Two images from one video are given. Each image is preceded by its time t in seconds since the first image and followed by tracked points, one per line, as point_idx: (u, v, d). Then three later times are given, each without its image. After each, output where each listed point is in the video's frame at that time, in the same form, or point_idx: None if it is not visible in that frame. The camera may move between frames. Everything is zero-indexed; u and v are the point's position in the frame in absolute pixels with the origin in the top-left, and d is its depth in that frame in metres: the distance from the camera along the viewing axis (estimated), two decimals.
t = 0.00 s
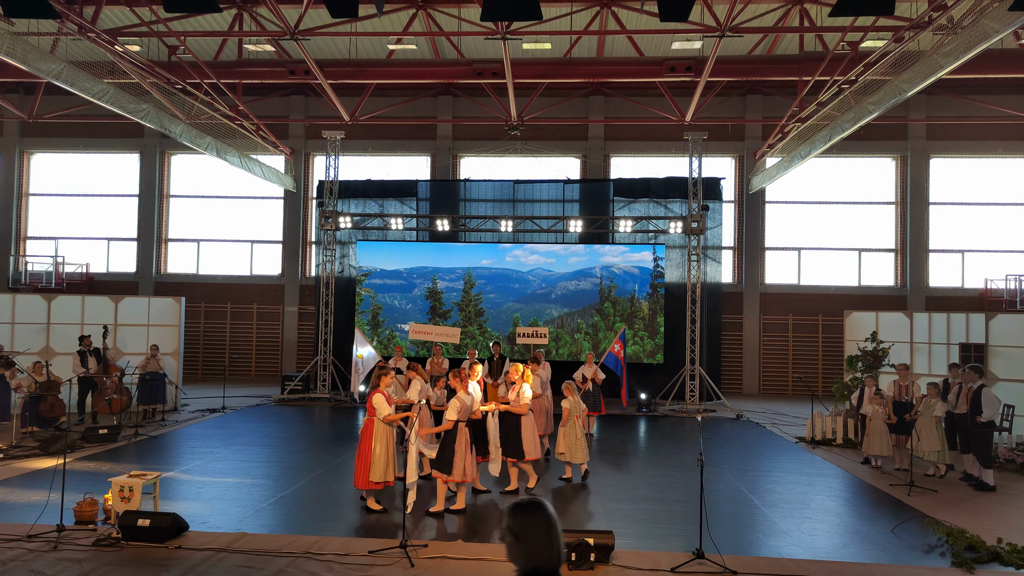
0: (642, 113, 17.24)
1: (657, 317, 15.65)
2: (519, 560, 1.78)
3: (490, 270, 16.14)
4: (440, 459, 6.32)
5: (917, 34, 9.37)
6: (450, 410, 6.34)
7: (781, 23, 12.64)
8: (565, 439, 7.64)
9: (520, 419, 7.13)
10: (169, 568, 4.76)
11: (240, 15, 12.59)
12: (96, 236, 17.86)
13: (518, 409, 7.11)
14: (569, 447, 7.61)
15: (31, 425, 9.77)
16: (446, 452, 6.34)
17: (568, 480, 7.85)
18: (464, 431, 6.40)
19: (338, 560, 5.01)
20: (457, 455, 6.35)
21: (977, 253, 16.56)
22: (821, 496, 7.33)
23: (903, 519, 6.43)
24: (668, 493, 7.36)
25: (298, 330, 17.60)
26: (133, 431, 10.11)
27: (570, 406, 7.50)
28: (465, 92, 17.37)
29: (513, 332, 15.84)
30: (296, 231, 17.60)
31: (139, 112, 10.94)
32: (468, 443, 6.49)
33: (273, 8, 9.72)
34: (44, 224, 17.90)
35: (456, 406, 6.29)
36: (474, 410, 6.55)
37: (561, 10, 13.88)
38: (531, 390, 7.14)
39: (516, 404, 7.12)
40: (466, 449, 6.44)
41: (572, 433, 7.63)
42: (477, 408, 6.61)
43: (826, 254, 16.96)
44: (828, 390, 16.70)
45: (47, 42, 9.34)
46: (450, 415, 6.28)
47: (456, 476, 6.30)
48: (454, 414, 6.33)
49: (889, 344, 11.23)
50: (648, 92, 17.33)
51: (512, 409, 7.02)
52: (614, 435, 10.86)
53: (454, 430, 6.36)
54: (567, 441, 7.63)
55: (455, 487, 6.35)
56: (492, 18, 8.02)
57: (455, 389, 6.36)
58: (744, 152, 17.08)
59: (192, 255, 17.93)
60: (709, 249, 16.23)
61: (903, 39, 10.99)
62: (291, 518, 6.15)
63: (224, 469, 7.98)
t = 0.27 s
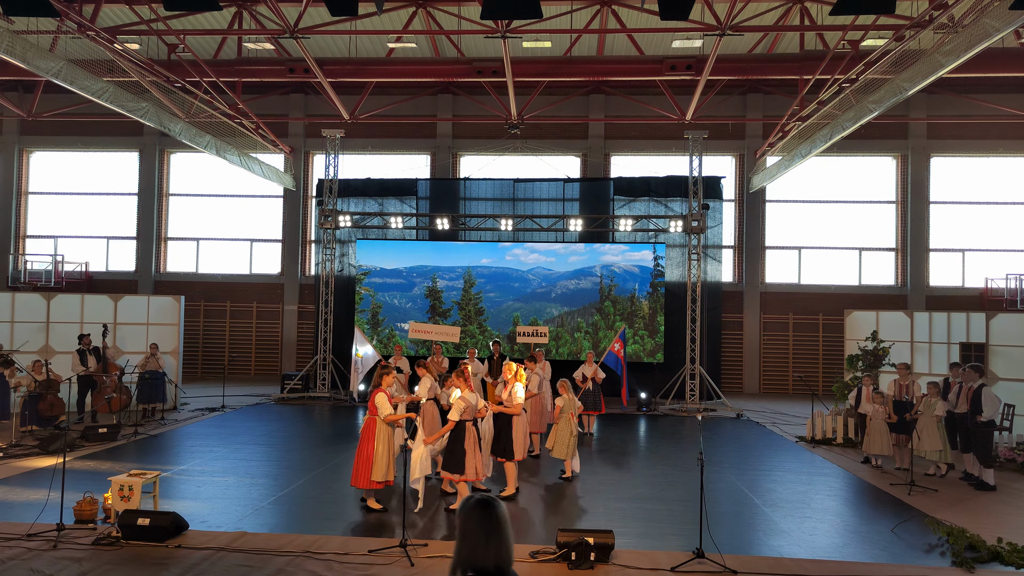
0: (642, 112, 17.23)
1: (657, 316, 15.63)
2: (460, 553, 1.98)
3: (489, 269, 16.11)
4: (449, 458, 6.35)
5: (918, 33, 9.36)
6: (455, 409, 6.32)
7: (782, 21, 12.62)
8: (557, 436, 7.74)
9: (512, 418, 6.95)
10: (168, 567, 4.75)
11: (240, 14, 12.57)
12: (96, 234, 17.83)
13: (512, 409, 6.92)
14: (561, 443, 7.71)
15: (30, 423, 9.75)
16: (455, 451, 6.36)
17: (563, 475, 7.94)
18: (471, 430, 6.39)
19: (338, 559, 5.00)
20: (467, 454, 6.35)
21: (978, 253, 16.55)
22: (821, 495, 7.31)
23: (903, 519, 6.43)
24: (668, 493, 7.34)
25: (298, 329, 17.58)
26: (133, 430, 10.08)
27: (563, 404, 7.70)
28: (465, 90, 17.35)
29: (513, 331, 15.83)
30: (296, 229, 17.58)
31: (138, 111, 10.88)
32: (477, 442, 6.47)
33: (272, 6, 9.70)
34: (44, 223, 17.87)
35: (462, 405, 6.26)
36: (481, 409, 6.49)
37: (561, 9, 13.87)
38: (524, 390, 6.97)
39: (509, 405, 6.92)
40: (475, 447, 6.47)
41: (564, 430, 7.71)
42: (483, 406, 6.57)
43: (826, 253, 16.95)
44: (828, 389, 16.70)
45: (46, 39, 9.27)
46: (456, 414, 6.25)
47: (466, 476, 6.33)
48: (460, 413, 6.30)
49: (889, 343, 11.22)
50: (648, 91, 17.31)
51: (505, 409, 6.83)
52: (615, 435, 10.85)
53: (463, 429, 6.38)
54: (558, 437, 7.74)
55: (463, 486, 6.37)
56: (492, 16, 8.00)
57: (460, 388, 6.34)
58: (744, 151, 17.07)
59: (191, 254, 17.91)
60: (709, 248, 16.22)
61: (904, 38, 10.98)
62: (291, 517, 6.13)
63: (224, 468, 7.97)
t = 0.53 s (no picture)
0: (642, 112, 17.23)
1: (657, 316, 15.63)
2: (422, 552, 2.02)
3: (489, 269, 16.11)
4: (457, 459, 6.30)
5: (917, 33, 9.36)
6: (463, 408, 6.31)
7: (782, 21, 12.63)
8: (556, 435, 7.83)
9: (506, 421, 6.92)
10: (169, 568, 4.75)
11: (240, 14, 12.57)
12: (96, 235, 17.84)
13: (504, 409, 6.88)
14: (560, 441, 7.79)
15: (30, 423, 9.75)
16: (463, 450, 6.30)
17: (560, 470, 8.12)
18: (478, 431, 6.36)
19: (338, 559, 5.00)
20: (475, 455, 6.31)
21: (978, 253, 16.55)
22: (821, 495, 7.32)
23: (904, 518, 6.42)
24: (668, 493, 7.34)
25: (298, 329, 17.58)
26: (133, 430, 10.09)
27: (562, 403, 7.71)
28: (465, 90, 17.35)
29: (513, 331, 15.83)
30: (296, 230, 17.59)
31: (138, 111, 10.89)
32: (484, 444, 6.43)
33: (272, 6, 9.69)
34: (44, 223, 17.88)
35: (469, 405, 6.25)
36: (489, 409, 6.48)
37: (561, 9, 13.88)
38: (518, 391, 6.86)
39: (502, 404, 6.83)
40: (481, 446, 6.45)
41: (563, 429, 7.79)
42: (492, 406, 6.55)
43: (826, 253, 16.95)
44: (828, 390, 16.70)
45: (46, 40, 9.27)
46: (464, 414, 6.23)
47: (473, 476, 6.29)
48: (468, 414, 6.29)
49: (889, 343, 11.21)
50: (649, 91, 17.32)
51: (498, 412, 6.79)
52: (615, 435, 10.84)
53: (471, 429, 6.33)
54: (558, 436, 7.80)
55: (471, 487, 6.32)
56: (492, 16, 8.00)
57: (468, 388, 6.33)
58: (744, 151, 17.07)
59: (192, 254, 17.91)
60: (709, 248, 16.22)
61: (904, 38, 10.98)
62: (291, 517, 6.13)
63: (224, 469, 7.97)
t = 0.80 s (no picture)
0: (642, 112, 17.23)
1: (657, 316, 15.64)
2: (407, 554, 2.06)
3: (489, 269, 16.12)
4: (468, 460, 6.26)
5: (917, 33, 9.35)
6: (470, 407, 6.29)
7: (782, 22, 12.63)
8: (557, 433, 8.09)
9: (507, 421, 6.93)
10: (169, 568, 4.75)
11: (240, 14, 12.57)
12: (96, 235, 17.84)
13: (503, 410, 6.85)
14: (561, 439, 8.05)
15: (31, 424, 9.76)
16: (475, 451, 6.28)
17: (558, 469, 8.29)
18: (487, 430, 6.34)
19: (338, 559, 5.00)
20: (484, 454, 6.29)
21: (977, 253, 16.55)
22: (821, 495, 7.32)
23: (903, 519, 6.43)
24: (668, 493, 7.35)
25: (298, 329, 17.58)
26: (133, 430, 10.10)
27: (561, 402, 8.11)
28: (465, 91, 17.36)
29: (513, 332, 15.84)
30: (296, 230, 17.59)
31: (138, 112, 10.89)
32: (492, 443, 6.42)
33: (272, 6, 9.69)
34: (44, 223, 17.88)
35: (476, 404, 6.23)
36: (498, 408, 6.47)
37: (561, 9, 13.89)
38: (515, 391, 6.77)
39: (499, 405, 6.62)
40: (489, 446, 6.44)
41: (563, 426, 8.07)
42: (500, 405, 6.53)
43: (826, 253, 16.95)
44: (828, 390, 16.70)
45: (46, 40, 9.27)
46: (471, 412, 6.21)
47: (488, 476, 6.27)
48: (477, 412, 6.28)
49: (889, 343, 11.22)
50: (649, 91, 17.32)
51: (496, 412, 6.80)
52: (615, 435, 10.85)
53: (480, 429, 6.32)
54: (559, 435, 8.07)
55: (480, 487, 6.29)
56: (492, 17, 8.00)
57: (473, 388, 6.31)
58: (744, 152, 17.07)
59: (191, 254, 17.92)
60: (708, 248, 16.22)
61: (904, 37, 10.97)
62: (291, 517, 6.13)
63: (224, 469, 7.98)
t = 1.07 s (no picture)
0: (642, 112, 17.24)
1: (657, 316, 15.64)
2: (412, 550, 2.07)
3: (489, 269, 16.13)
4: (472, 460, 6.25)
5: (918, 34, 9.35)
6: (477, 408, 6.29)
7: (781, 22, 12.64)
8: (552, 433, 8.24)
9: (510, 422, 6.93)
10: (169, 568, 4.75)
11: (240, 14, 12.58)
12: (95, 235, 17.84)
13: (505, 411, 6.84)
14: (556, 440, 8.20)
15: (31, 424, 9.76)
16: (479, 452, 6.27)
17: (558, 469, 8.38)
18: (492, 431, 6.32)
19: (338, 559, 4.99)
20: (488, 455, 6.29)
21: (977, 253, 16.55)
22: (821, 495, 7.32)
23: (903, 519, 6.43)
24: (668, 493, 7.35)
25: (298, 329, 17.58)
26: (133, 430, 10.10)
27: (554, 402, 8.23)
28: (465, 91, 17.36)
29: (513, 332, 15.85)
30: (296, 230, 17.59)
31: (138, 112, 10.89)
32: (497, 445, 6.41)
33: (272, 7, 9.69)
34: (44, 223, 17.88)
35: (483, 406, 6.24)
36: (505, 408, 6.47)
37: (561, 9, 13.90)
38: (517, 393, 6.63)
39: (502, 406, 6.57)
40: (495, 447, 6.43)
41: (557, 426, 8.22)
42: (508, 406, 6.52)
43: (826, 253, 16.95)
44: (828, 390, 16.71)
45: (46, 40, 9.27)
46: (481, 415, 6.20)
47: (490, 476, 6.28)
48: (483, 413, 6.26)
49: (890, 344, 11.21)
50: (649, 91, 17.33)
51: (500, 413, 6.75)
52: (615, 435, 10.85)
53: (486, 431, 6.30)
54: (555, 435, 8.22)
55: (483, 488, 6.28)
56: (492, 17, 8.00)
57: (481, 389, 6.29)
58: (744, 152, 17.07)
59: (191, 254, 17.92)
60: (708, 248, 16.23)
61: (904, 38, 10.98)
62: (290, 518, 6.13)
63: (224, 469, 7.97)
